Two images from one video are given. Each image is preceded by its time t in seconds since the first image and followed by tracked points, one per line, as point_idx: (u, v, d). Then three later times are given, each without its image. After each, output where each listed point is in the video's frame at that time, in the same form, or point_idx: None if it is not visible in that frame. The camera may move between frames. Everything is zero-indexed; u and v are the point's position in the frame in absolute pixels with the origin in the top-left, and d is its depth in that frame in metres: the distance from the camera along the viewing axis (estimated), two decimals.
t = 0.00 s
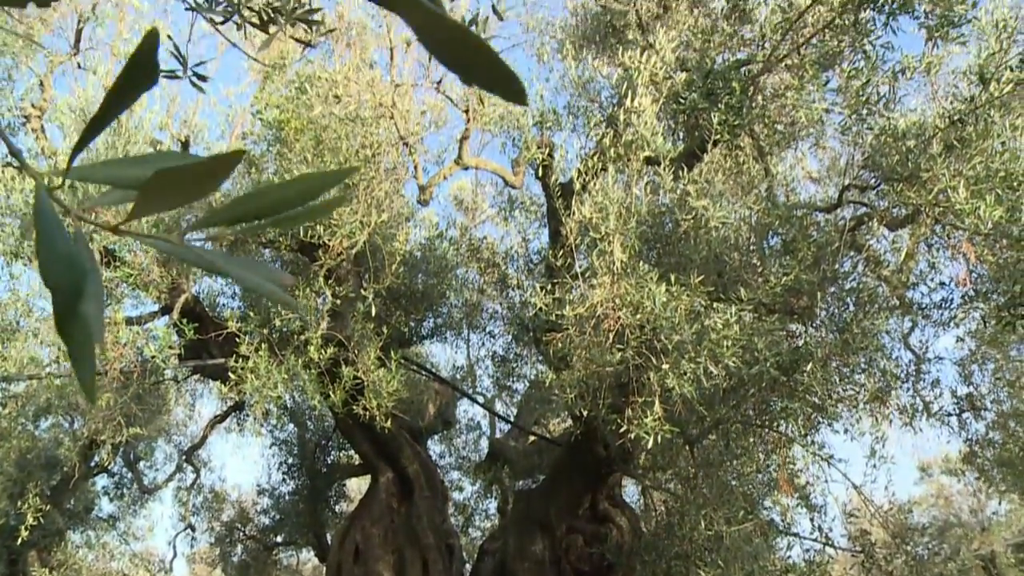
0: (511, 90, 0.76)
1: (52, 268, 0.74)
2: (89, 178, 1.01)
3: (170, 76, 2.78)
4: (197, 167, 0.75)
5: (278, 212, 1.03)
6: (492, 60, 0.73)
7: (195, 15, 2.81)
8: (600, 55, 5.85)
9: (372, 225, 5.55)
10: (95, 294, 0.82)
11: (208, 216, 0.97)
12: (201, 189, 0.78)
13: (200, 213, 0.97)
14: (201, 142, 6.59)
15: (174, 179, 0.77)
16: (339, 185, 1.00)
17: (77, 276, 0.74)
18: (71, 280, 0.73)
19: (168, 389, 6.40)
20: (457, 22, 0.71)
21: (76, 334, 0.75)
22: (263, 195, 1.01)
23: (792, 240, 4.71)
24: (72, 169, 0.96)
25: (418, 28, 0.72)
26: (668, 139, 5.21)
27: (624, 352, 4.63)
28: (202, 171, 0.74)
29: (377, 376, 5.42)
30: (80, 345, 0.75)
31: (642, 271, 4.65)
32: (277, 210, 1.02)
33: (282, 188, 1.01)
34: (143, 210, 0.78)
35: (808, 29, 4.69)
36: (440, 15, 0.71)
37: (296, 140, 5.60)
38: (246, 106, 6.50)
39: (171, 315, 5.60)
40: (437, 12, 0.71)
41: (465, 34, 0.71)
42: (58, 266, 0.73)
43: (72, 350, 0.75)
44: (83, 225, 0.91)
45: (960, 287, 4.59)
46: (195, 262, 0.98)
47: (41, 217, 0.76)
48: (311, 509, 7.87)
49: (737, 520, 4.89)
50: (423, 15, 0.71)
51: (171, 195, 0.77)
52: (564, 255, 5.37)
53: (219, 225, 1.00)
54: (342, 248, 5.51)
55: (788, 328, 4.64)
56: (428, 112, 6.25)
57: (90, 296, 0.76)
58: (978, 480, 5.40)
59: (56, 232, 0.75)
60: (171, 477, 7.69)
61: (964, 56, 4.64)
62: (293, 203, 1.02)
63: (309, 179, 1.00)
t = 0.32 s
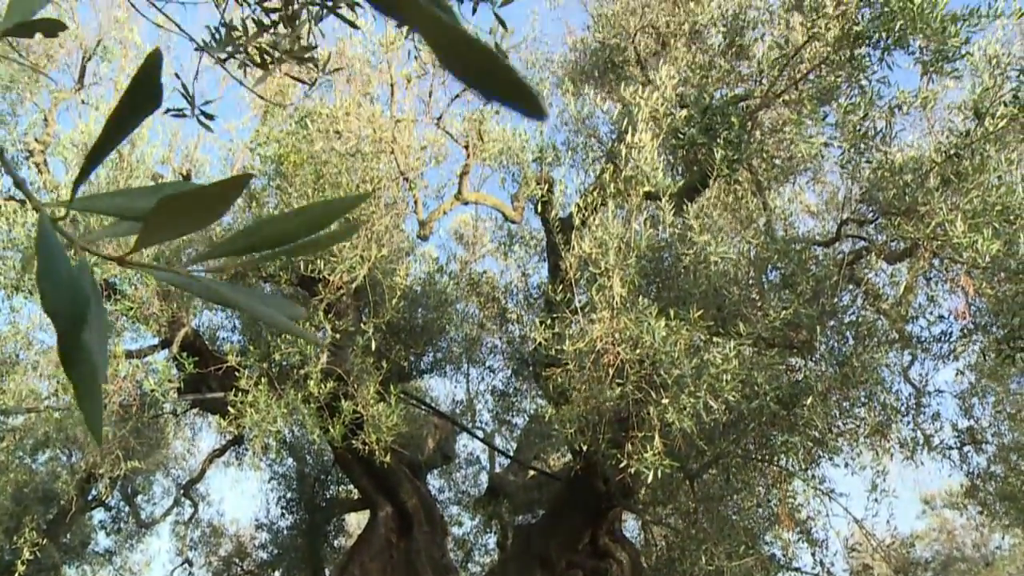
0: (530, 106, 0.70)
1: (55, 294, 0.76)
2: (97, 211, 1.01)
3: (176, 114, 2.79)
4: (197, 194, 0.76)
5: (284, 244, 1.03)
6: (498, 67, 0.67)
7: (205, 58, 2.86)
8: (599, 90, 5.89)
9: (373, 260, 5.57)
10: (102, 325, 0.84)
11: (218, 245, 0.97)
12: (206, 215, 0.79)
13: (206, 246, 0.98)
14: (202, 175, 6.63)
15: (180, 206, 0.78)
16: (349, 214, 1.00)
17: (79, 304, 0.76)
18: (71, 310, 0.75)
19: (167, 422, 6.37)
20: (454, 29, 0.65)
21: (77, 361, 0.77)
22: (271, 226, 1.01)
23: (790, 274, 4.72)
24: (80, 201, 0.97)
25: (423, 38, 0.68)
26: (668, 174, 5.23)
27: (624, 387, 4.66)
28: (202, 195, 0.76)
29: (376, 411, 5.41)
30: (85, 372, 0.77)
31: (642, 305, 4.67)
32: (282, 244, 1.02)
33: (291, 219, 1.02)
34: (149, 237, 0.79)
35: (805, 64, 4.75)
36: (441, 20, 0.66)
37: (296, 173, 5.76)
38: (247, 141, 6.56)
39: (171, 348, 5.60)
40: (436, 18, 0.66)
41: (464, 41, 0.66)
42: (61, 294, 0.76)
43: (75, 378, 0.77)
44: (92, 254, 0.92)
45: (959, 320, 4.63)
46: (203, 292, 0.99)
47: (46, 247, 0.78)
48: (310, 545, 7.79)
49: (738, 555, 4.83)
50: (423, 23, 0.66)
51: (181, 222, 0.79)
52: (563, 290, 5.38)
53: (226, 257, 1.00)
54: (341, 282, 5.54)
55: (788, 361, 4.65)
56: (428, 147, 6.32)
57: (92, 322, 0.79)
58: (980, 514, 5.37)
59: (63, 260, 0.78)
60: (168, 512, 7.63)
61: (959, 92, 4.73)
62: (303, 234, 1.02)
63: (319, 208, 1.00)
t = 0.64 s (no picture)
0: (540, 110, 0.72)
1: (57, 325, 0.71)
2: (102, 242, 0.98)
3: (177, 147, 2.81)
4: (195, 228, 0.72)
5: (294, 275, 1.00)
6: (507, 68, 0.69)
7: (208, 92, 2.90)
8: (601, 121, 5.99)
9: (372, 292, 5.58)
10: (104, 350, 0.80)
11: (224, 281, 0.94)
12: (210, 249, 0.75)
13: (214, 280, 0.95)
14: (201, 208, 6.65)
15: (185, 240, 0.74)
16: (354, 249, 0.98)
17: (82, 336, 0.71)
18: (74, 341, 0.70)
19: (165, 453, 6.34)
20: (465, 36, 0.67)
21: (79, 391, 0.71)
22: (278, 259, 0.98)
23: (790, 304, 4.70)
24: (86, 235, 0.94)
25: (439, 54, 0.69)
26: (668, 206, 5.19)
27: (624, 419, 4.66)
28: (207, 228, 0.72)
29: (376, 443, 5.40)
30: (84, 403, 0.71)
31: (641, 337, 4.68)
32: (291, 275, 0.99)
33: (298, 249, 0.98)
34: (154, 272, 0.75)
35: (803, 97, 4.82)
36: (451, 29, 0.67)
37: (295, 208, 5.81)
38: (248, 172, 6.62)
39: (170, 380, 5.60)
40: (448, 26, 0.67)
41: (478, 47, 0.67)
42: (62, 327, 0.71)
43: (78, 410, 0.71)
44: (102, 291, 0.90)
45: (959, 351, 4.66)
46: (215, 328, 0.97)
47: (51, 276, 0.74)
48: None
49: None
50: (431, 30, 0.68)
51: (186, 256, 0.75)
52: (563, 321, 5.40)
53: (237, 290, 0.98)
54: (342, 312, 5.55)
55: (788, 393, 4.65)
56: (428, 179, 6.37)
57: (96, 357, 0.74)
58: (984, 546, 5.34)
59: (65, 289, 0.73)
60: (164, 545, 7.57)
61: (956, 123, 4.85)
62: (308, 264, 0.99)
63: (325, 243, 0.97)
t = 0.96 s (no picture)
0: (545, 172, 0.54)
1: (94, 364, 0.65)
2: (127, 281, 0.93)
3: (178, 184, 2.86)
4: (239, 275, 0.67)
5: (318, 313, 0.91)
6: (470, 110, 0.50)
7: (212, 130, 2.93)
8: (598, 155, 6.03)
9: (372, 327, 5.60)
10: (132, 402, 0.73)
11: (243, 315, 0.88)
12: (243, 292, 0.70)
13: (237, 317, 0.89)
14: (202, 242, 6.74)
15: (213, 282, 0.70)
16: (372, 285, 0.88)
17: (122, 378, 0.65)
18: (114, 387, 0.64)
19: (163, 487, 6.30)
20: (418, 61, 0.49)
21: (107, 437, 0.65)
22: (293, 299, 0.90)
23: (789, 338, 4.69)
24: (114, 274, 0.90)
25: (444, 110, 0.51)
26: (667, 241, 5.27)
27: (624, 455, 4.67)
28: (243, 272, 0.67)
29: (375, 477, 5.38)
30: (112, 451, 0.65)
31: (642, 372, 4.68)
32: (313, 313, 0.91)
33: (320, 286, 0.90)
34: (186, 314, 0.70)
35: (800, 132, 4.88)
36: (403, 45, 0.49)
37: (296, 241, 5.85)
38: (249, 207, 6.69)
39: (169, 414, 5.61)
40: (430, 69, 0.49)
41: (433, 77, 0.49)
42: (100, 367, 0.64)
43: (101, 455, 0.66)
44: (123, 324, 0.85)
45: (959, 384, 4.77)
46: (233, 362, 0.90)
47: (85, 318, 0.67)
48: None
49: None
50: (377, 46, 0.50)
51: (216, 299, 0.70)
52: (563, 357, 5.40)
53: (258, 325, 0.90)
54: (341, 347, 5.60)
55: (788, 428, 4.64)
56: (428, 214, 6.42)
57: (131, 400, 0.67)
58: None
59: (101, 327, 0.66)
60: None
61: (954, 158, 4.94)
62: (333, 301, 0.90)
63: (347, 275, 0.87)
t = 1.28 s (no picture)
0: (551, 208, 0.48)
1: (91, 397, 0.59)
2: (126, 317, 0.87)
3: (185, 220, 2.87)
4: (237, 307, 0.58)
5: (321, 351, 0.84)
6: (475, 143, 0.45)
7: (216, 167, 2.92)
8: (596, 193, 5.99)
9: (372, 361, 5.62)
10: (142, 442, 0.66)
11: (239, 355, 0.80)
12: (251, 326, 0.62)
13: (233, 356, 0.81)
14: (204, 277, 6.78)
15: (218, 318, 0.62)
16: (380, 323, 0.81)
17: (122, 416, 0.59)
18: (107, 426, 0.58)
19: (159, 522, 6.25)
20: (415, 90, 0.44)
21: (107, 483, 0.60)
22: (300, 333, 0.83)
23: (789, 373, 4.69)
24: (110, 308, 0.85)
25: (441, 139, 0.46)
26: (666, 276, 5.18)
27: (623, 489, 4.69)
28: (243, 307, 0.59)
29: (374, 512, 5.35)
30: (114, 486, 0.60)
31: (642, 407, 4.67)
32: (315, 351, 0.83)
33: (324, 323, 0.83)
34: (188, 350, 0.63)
35: (797, 167, 4.95)
36: (394, 73, 0.44)
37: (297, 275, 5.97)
38: (250, 241, 6.73)
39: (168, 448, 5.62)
40: (425, 98, 0.44)
41: (430, 107, 0.45)
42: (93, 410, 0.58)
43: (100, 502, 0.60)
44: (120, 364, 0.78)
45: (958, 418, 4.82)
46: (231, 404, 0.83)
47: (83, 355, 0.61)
48: None
49: None
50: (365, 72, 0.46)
51: (223, 336, 0.63)
52: (564, 392, 5.39)
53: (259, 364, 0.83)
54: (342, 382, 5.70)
55: (789, 462, 4.63)
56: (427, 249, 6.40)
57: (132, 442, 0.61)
58: None
59: (99, 366, 0.60)
60: None
61: (951, 193, 4.92)
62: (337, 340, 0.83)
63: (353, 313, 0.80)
